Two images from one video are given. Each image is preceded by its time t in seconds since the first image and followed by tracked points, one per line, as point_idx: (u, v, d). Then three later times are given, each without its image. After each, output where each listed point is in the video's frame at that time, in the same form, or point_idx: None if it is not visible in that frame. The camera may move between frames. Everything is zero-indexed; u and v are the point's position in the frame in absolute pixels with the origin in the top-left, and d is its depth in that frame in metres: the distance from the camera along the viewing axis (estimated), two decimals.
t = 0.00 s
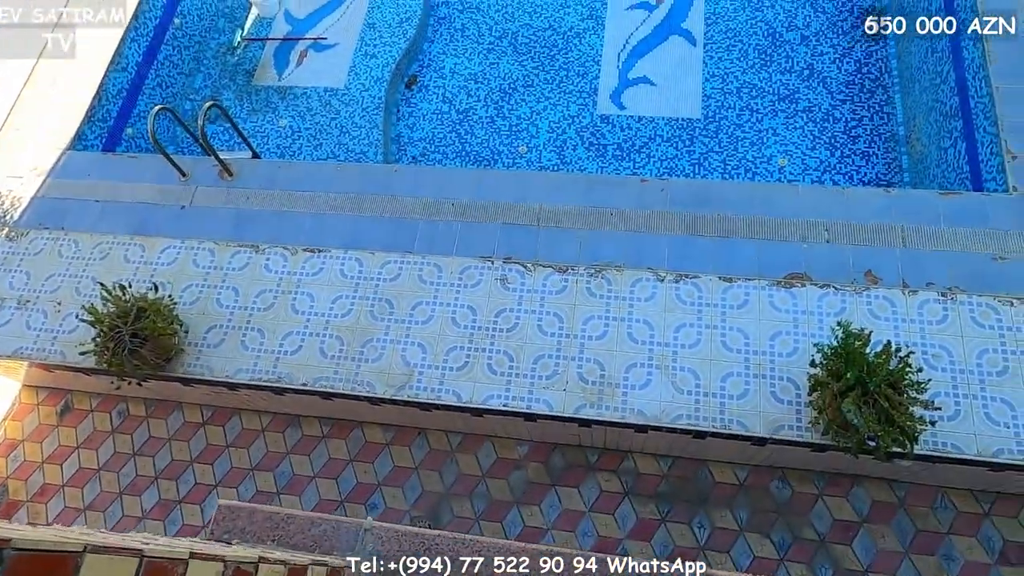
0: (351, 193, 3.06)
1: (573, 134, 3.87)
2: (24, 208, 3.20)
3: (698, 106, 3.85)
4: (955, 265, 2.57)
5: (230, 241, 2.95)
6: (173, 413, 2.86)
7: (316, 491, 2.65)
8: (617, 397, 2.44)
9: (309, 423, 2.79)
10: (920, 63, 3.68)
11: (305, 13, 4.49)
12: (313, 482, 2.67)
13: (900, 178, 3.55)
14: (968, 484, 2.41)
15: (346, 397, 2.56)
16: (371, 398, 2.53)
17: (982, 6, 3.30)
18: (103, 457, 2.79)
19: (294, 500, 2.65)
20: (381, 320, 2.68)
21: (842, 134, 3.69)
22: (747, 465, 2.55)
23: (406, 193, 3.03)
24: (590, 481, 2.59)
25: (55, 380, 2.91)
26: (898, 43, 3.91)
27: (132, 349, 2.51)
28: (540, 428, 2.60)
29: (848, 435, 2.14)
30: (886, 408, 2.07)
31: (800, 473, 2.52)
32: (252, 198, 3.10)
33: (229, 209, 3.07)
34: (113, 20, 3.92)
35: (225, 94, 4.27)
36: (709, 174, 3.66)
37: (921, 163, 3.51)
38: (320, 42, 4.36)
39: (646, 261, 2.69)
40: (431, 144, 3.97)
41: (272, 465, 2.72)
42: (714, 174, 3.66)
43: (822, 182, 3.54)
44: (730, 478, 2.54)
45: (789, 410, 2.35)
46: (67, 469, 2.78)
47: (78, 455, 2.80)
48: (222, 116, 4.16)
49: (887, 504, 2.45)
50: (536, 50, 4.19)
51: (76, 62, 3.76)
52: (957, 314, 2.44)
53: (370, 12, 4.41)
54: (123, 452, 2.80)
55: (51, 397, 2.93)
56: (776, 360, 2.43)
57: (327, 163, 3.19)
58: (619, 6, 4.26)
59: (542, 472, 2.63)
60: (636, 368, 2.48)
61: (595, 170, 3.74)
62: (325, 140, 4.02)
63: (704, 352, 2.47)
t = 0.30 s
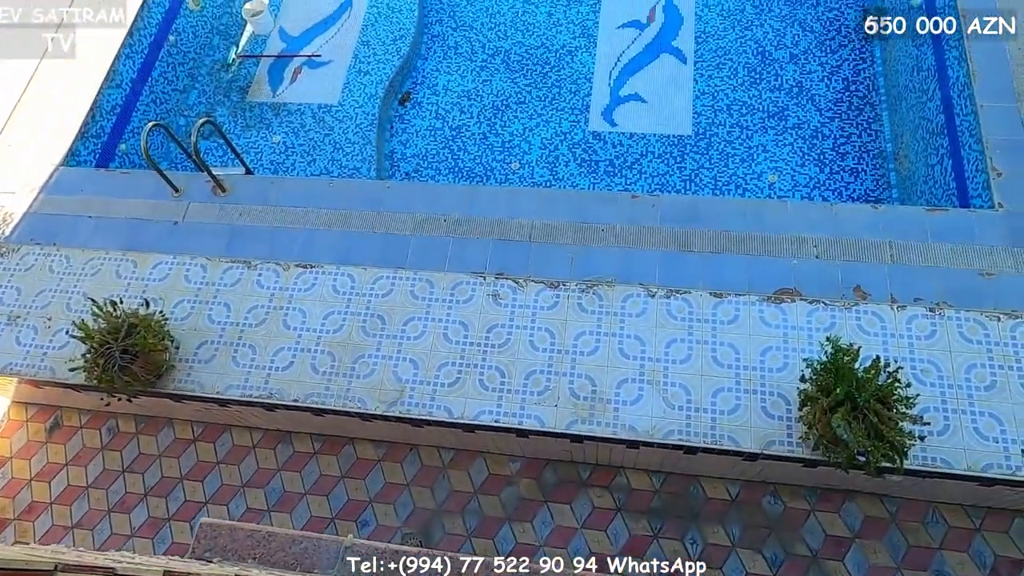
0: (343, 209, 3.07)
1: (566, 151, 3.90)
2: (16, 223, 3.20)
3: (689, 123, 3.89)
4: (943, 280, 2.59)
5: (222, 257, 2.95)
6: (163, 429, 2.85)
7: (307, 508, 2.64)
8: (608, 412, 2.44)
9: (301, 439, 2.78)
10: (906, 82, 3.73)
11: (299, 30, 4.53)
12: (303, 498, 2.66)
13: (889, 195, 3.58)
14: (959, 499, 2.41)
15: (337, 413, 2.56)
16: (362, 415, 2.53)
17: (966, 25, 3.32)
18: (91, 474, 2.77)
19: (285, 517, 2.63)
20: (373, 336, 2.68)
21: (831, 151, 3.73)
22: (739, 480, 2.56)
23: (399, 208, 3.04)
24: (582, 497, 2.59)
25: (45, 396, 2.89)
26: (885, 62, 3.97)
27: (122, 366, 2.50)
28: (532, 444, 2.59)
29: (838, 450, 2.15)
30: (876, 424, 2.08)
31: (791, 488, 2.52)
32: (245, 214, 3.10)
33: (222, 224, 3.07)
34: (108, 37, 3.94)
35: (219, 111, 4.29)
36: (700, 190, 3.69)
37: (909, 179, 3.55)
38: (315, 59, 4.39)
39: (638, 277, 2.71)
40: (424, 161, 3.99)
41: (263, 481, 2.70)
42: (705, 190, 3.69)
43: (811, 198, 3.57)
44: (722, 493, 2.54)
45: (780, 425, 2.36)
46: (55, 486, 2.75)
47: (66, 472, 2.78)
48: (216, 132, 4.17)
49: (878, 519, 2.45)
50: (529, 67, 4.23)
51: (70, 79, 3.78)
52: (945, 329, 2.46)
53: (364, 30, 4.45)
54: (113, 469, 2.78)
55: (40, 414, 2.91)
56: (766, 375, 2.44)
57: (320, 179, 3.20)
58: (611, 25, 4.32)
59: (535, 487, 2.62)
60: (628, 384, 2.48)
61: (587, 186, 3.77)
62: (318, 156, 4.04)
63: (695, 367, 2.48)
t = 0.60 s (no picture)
0: (334, 236, 3.08)
1: (556, 179, 3.95)
2: (7, 250, 3.20)
3: (679, 152, 3.95)
4: (929, 308, 2.62)
5: (213, 284, 2.96)
6: (150, 458, 2.82)
7: (295, 539, 2.61)
8: (598, 441, 2.44)
9: (290, 468, 2.76)
10: (889, 113, 3.80)
11: (294, 60, 4.59)
12: (292, 529, 2.63)
13: (875, 224, 3.64)
14: (950, 527, 2.41)
15: (327, 442, 2.55)
16: (352, 443, 2.52)
17: (944, 58, 3.33)
18: (77, 503, 2.73)
19: (273, 548, 2.60)
20: (364, 364, 2.68)
21: (818, 180, 3.79)
22: (730, 509, 2.55)
23: (390, 236, 3.05)
24: (573, 526, 2.57)
25: (31, 425, 2.87)
26: (869, 93, 4.05)
27: (110, 394, 2.49)
28: (523, 474, 2.58)
29: (828, 479, 2.15)
30: (864, 452, 2.08)
31: (782, 517, 2.51)
32: (237, 241, 3.11)
33: (213, 252, 3.08)
34: (104, 66, 3.99)
35: (213, 139, 4.33)
36: (690, 219, 3.73)
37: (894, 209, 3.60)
38: (309, 89, 4.45)
39: (627, 304, 2.73)
40: (416, 189, 4.03)
41: (251, 511, 2.68)
42: (695, 218, 3.74)
43: (799, 227, 3.62)
44: (713, 523, 2.53)
45: (770, 453, 2.36)
46: (39, 516, 2.72)
47: (51, 502, 2.74)
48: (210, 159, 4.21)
49: (870, 548, 2.45)
50: (520, 97, 4.30)
51: (66, 107, 3.82)
52: (931, 357, 2.49)
53: (358, 60, 4.52)
54: (99, 498, 2.74)
55: (25, 443, 2.88)
56: (756, 404, 2.45)
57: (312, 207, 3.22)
58: (601, 56, 4.40)
59: (525, 517, 2.61)
60: (618, 412, 2.48)
61: (578, 215, 3.80)
62: (311, 185, 4.07)
63: (684, 395, 2.49)
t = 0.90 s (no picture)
0: (328, 260, 3.09)
1: (550, 204, 3.98)
2: None
3: (671, 178, 4.00)
4: (919, 332, 2.63)
5: (206, 308, 2.96)
6: (140, 484, 2.79)
7: (286, 566, 2.57)
8: (592, 466, 2.43)
9: (281, 495, 2.73)
10: (877, 139, 3.86)
11: (290, 86, 4.64)
12: (283, 555, 2.59)
13: (866, 248, 3.68)
14: (945, 553, 2.40)
15: (319, 468, 2.53)
16: (344, 469, 2.50)
17: (930, 87, 3.35)
18: (64, 530, 2.70)
19: None
20: (356, 389, 2.67)
21: (809, 206, 3.83)
22: (725, 535, 2.53)
23: (384, 260, 3.06)
24: (567, 553, 2.55)
25: (19, 451, 2.84)
26: (858, 120, 4.11)
27: (100, 420, 2.47)
28: (516, 500, 2.56)
29: (822, 504, 2.15)
30: (858, 477, 2.08)
31: (777, 543, 2.50)
32: (230, 265, 3.12)
33: (207, 276, 3.08)
34: (101, 91, 4.01)
35: (209, 163, 4.35)
36: (683, 243, 3.76)
37: (884, 233, 3.64)
38: (304, 114, 4.49)
39: (621, 329, 2.74)
40: (411, 213, 4.05)
41: (241, 538, 2.64)
42: (688, 243, 3.76)
43: (790, 252, 3.65)
44: (708, 549, 2.52)
45: (764, 479, 2.36)
46: (25, 544, 2.67)
47: (38, 529, 2.71)
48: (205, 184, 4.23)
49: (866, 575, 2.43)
50: (514, 123, 4.35)
51: (62, 131, 3.83)
52: (923, 382, 2.51)
53: (354, 86, 4.57)
54: (86, 525, 2.70)
55: (13, 469, 2.85)
56: (749, 428, 2.45)
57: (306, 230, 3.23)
58: (594, 83, 4.47)
59: (519, 543, 2.59)
60: (612, 438, 2.48)
61: (571, 239, 3.83)
62: (306, 209, 4.09)
63: (678, 420, 2.49)
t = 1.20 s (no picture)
0: (320, 296, 3.09)
1: (542, 241, 4.01)
2: None
3: (661, 215, 4.05)
4: (909, 369, 2.65)
5: (197, 345, 2.94)
6: (125, 525, 2.74)
7: None
8: (585, 505, 2.41)
9: (270, 535, 2.68)
10: (863, 178, 3.93)
11: (285, 124, 4.70)
12: None
13: (854, 284, 3.72)
14: None
15: (309, 508, 2.49)
16: (335, 510, 2.46)
17: (912, 127, 3.41)
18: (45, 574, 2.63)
19: None
20: (347, 428, 2.65)
21: (797, 242, 3.88)
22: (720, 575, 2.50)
23: (377, 297, 3.07)
24: None
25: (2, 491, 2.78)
26: (843, 159, 4.19)
27: (86, 459, 2.43)
28: (509, 540, 2.53)
29: (817, 543, 2.13)
30: (852, 516, 2.07)
31: None
32: (222, 301, 3.11)
33: (198, 312, 3.07)
34: (98, 128, 4.02)
35: (202, 200, 4.38)
36: (674, 280, 3.79)
37: (872, 270, 3.69)
38: (298, 152, 4.53)
39: (613, 365, 2.74)
40: (404, 250, 4.07)
41: None
42: (679, 279, 3.80)
43: (780, 288, 3.69)
44: None
45: (758, 518, 2.34)
46: None
47: (19, 572, 2.64)
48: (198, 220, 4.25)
49: None
50: (507, 161, 4.41)
51: (57, 167, 3.83)
52: (914, 419, 2.52)
53: (348, 125, 4.63)
54: (69, 568, 2.64)
55: None
56: (742, 466, 2.44)
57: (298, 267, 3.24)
58: (584, 122, 4.55)
59: None
60: (605, 476, 2.46)
61: (563, 276, 3.85)
62: (300, 245, 4.11)
63: (671, 457, 2.48)
